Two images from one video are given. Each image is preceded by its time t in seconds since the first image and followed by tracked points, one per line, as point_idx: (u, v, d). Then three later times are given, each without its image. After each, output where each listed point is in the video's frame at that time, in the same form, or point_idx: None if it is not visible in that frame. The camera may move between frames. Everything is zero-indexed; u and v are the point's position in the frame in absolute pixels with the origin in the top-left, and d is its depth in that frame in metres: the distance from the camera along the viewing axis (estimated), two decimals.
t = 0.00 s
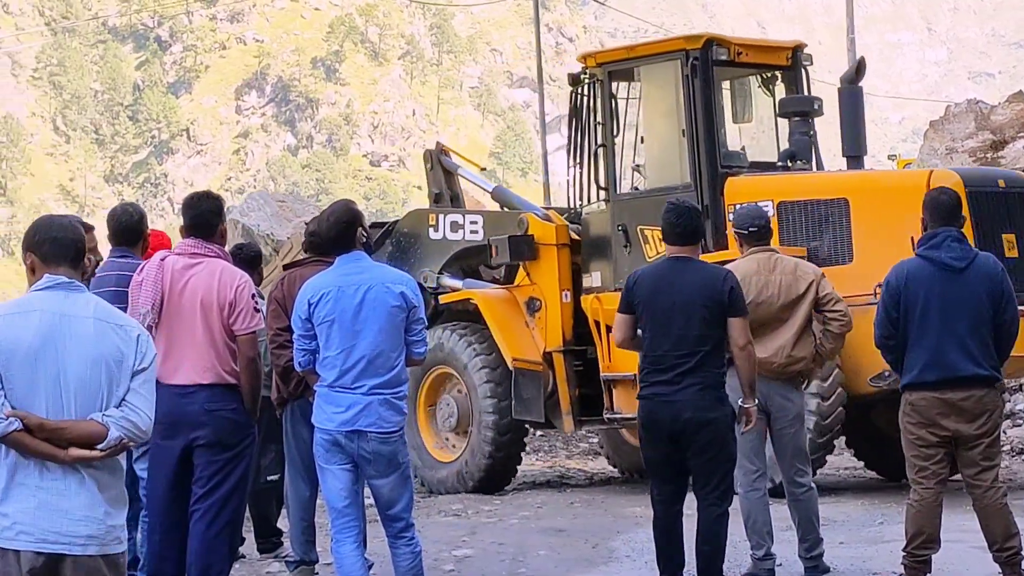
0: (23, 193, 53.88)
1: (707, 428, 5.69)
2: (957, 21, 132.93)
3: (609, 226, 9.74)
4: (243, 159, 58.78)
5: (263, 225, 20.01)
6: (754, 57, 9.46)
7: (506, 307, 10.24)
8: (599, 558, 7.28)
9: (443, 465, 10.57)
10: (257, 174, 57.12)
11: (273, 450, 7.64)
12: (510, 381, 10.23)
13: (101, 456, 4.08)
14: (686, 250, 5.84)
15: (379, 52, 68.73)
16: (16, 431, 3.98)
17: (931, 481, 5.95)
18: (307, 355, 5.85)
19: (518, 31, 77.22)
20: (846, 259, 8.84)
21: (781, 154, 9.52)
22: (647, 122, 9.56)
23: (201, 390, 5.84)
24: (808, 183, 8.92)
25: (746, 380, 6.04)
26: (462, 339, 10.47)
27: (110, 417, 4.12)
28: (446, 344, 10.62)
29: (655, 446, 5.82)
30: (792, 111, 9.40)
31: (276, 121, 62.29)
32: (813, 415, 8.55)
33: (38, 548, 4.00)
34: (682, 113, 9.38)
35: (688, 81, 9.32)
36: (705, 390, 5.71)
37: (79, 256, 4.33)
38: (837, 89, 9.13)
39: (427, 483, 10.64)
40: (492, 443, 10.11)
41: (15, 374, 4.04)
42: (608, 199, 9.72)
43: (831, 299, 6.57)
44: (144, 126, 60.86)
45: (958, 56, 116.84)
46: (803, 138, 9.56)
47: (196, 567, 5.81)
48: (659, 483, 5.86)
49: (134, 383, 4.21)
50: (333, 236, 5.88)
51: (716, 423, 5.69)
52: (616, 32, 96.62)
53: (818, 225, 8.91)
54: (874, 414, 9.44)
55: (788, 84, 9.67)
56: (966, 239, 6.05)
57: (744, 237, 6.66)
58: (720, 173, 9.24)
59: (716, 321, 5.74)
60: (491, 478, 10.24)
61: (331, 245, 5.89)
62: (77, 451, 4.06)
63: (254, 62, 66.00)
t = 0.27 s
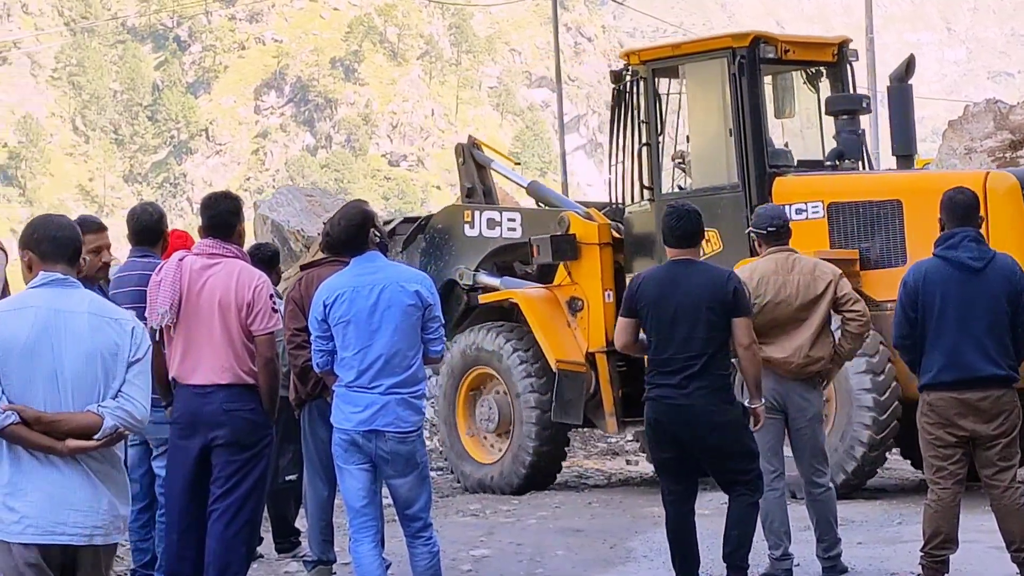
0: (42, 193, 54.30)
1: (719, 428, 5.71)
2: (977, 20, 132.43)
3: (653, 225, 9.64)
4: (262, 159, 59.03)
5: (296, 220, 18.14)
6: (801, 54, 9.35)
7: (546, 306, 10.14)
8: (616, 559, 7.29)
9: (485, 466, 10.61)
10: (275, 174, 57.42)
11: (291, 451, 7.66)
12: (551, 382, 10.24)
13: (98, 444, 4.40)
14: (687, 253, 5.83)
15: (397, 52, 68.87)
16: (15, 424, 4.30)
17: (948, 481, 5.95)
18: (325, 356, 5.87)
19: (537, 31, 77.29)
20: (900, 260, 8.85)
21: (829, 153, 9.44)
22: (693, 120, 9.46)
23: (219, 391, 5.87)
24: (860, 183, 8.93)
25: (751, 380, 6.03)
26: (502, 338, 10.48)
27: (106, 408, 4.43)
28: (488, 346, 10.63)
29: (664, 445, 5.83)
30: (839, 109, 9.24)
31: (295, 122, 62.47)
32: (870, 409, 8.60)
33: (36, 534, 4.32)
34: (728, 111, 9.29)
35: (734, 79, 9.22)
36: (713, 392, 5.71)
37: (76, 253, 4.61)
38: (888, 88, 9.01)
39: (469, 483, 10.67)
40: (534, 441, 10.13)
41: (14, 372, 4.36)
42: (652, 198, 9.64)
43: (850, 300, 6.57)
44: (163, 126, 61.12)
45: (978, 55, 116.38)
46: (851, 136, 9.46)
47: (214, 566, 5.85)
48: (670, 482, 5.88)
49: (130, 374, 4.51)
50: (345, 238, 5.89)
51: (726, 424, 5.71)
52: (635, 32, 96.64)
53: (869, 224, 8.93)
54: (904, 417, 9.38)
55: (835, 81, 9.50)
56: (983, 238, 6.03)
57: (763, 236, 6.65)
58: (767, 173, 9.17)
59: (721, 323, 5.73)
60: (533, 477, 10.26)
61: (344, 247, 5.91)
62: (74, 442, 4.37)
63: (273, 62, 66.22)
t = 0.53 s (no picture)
0: (56, 194, 54.58)
1: (730, 430, 5.72)
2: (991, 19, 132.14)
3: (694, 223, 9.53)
4: (275, 159, 59.33)
5: (320, 214, 17.75)
6: (845, 50, 9.25)
7: (585, 304, 10.10)
8: (628, 560, 7.28)
9: (514, 462, 10.67)
10: (289, 174, 57.77)
11: (302, 451, 7.67)
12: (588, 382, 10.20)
13: (98, 450, 4.45)
14: (691, 253, 5.83)
15: (410, 52, 69.05)
16: (21, 430, 4.33)
17: (960, 482, 5.94)
18: (337, 358, 5.89)
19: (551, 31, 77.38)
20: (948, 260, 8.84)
21: (873, 152, 9.43)
22: (736, 116, 9.32)
23: (232, 391, 5.89)
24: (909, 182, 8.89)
25: (762, 379, 6.03)
26: (537, 337, 10.45)
27: (106, 415, 4.48)
28: (523, 342, 10.61)
29: (675, 448, 5.83)
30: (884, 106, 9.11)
31: (308, 122, 62.64)
32: (916, 433, 8.58)
33: (34, 538, 4.36)
34: (772, 106, 9.14)
35: (779, 75, 9.09)
36: (723, 391, 5.72)
37: (65, 264, 4.67)
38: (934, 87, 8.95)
39: (498, 480, 10.70)
40: (570, 441, 10.11)
41: (15, 376, 4.40)
42: (693, 196, 9.51)
43: (861, 301, 6.55)
44: (177, 127, 61.38)
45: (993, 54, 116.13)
46: (895, 134, 9.45)
47: (226, 567, 5.88)
48: (679, 483, 5.87)
49: (124, 382, 4.57)
50: (353, 239, 5.91)
51: (736, 424, 5.72)
52: (647, 32, 96.75)
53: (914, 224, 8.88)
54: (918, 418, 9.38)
55: (877, 78, 9.49)
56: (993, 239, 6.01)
57: (776, 235, 6.64)
58: (811, 171, 9.06)
59: (729, 324, 5.74)
60: (568, 475, 10.24)
61: (353, 248, 5.93)
62: (76, 447, 4.42)
63: (286, 62, 66.41)
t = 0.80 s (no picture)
0: (61, 195, 54.66)
1: (735, 430, 5.73)
2: (996, 20, 132.00)
3: (724, 222, 9.53)
4: (280, 160, 59.50)
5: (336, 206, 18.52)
6: (878, 49, 9.25)
7: (612, 302, 10.12)
8: (632, 561, 7.29)
9: (536, 460, 10.69)
10: (294, 175, 58.09)
11: (306, 453, 7.68)
12: (617, 381, 10.18)
13: (95, 446, 4.57)
14: (697, 255, 5.85)
15: (415, 54, 69.11)
16: (25, 425, 4.42)
17: (964, 483, 5.94)
18: (341, 360, 5.91)
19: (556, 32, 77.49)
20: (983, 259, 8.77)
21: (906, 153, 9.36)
22: (769, 114, 9.31)
23: (236, 392, 5.91)
24: (942, 180, 8.85)
25: (768, 380, 6.04)
26: (568, 339, 10.38)
27: (101, 411, 4.61)
28: (547, 340, 10.60)
29: (682, 448, 5.83)
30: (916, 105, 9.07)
31: (312, 123, 62.74)
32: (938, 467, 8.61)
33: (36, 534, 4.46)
34: (805, 104, 9.15)
35: (813, 73, 9.09)
36: (729, 391, 5.73)
37: (53, 263, 4.78)
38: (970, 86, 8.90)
39: (522, 478, 10.74)
40: (597, 438, 10.10)
41: (16, 374, 4.48)
42: (724, 194, 9.49)
43: (867, 302, 6.55)
44: (182, 128, 61.52)
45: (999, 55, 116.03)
46: (928, 134, 9.35)
47: (231, 568, 5.88)
48: (685, 485, 5.87)
49: (117, 380, 4.72)
50: (355, 240, 5.92)
51: (741, 424, 5.73)
52: (653, 34, 96.70)
53: (945, 224, 8.84)
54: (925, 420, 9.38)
55: (909, 77, 9.44)
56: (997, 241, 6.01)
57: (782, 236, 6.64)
58: (845, 169, 9.08)
59: (735, 325, 5.75)
60: (596, 475, 10.23)
61: (355, 249, 5.93)
62: (72, 443, 4.53)
63: (291, 63, 66.45)
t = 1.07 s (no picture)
0: (55, 196, 54.62)
1: (730, 430, 5.72)
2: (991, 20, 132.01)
3: (739, 220, 9.55)
4: (275, 161, 59.52)
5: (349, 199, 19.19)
6: (896, 48, 9.25)
7: (625, 299, 10.10)
8: (627, 562, 7.29)
9: (549, 461, 10.65)
10: (289, 176, 58.29)
11: (301, 454, 7.68)
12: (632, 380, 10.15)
13: (78, 441, 4.74)
14: (694, 256, 5.84)
15: (410, 55, 69.10)
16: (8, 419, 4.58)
17: (959, 484, 5.94)
18: (335, 362, 5.89)
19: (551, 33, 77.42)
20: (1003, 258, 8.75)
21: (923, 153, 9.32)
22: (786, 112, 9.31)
23: (231, 394, 5.89)
24: (956, 180, 8.83)
25: (762, 382, 6.04)
26: (586, 344, 10.29)
27: (84, 408, 4.78)
28: (556, 337, 10.63)
29: (679, 449, 5.82)
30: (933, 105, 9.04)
31: (308, 124, 62.72)
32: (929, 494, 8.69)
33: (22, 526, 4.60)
34: (823, 101, 9.15)
35: (830, 71, 9.09)
36: (724, 392, 5.73)
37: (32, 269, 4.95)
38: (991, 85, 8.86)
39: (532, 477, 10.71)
40: (610, 434, 10.04)
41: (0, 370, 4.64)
42: (740, 192, 9.51)
43: (862, 303, 6.53)
44: (177, 129, 61.50)
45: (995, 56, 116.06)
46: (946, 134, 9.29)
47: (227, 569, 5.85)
48: (682, 486, 5.86)
49: (98, 378, 4.88)
50: (351, 241, 5.91)
51: (736, 425, 5.72)
52: (648, 35, 96.80)
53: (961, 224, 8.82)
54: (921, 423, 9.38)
55: (924, 77, 9.44)
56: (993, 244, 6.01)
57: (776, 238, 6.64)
58: (862, 169, 9.07)
59: (731, 326, 5.74)
60: (606, 478, 10.21)
61: (350, 250, 5.93)
62: (56, 438, 4.69)
63: (286, 64, 66.33)
